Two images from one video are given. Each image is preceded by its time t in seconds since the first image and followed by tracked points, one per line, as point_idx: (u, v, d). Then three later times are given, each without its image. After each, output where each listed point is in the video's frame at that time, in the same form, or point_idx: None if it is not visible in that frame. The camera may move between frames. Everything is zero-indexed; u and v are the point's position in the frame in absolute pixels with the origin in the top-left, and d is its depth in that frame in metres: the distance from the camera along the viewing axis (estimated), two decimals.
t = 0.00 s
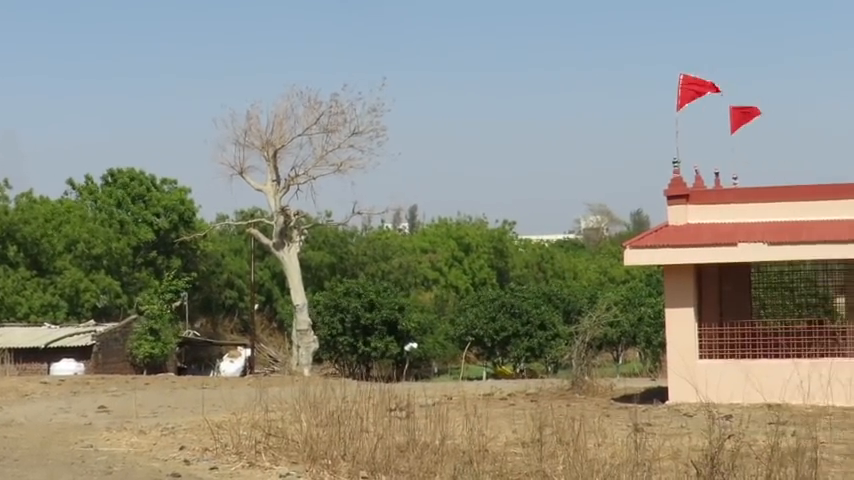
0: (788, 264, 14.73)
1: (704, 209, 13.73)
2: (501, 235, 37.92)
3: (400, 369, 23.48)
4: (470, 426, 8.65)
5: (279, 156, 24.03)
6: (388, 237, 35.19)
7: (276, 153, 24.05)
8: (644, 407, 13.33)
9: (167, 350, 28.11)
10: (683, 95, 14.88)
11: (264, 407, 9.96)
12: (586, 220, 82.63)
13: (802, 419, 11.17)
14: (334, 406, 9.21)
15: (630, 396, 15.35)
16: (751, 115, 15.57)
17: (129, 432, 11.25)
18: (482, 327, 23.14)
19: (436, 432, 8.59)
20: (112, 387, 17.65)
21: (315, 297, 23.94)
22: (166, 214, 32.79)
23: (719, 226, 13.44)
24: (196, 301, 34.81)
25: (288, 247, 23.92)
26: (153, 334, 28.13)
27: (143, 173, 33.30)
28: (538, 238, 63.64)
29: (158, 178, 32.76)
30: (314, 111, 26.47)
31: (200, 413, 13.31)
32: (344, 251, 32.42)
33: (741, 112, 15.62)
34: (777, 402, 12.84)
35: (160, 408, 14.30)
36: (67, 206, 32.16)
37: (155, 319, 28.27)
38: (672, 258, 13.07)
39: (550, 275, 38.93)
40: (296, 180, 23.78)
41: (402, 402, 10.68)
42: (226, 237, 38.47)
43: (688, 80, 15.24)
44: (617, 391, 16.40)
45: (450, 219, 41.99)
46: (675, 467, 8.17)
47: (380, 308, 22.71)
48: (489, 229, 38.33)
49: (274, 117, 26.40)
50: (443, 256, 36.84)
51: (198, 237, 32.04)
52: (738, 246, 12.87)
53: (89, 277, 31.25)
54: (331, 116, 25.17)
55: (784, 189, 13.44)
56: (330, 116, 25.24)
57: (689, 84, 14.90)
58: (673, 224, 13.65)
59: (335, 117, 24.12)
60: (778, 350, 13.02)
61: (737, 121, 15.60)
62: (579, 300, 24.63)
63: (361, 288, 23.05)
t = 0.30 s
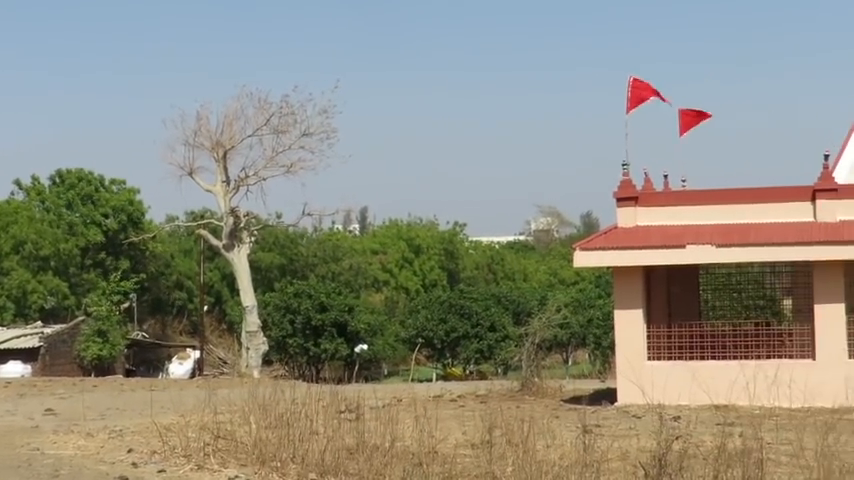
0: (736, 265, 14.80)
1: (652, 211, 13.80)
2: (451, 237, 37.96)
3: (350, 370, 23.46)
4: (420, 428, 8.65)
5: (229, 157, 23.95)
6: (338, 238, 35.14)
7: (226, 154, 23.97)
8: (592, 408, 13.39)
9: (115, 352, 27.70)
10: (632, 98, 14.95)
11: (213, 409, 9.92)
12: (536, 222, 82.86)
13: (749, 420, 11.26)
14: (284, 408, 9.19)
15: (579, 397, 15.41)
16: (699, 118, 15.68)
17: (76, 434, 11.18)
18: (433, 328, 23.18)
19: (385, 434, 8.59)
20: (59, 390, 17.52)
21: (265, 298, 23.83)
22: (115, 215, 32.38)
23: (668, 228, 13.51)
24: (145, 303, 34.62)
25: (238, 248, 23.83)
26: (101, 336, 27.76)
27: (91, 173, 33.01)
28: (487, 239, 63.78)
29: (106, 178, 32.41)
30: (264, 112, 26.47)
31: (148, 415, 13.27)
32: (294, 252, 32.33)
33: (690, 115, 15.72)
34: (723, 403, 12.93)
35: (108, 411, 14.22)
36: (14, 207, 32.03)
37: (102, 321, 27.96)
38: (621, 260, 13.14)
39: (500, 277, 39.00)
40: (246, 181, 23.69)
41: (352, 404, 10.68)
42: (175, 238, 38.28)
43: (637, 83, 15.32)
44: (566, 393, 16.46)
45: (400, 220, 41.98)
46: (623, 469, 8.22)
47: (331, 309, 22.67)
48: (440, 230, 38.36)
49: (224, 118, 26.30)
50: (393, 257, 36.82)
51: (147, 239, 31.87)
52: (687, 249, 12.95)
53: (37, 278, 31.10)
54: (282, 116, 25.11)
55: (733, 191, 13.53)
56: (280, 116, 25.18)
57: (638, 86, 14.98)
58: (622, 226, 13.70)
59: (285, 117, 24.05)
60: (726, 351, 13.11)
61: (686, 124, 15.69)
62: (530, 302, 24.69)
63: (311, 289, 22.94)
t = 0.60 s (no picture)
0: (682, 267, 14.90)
1: (598, 213, 13.84)
2: (398, 239, 37.95)
3: (297, 374, 23.42)
4: (366, 431, 8.63)
5: (174, 159, 23.84)
6: (285, 241, 35.04)
7: (171, 156, 23.85)
8: (539, 410, 13.42)
9: (59, 356, 27.52)
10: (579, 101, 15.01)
11: (159, 413, 9.88)
12: (483, 224, 83.00)
13: (694, 421, 11.33)
14: (230, 411, 9.16)
15: (525, 400, 15.44)
16: (644, 121, 15.77)
17: (19, 439, 11.08)
18: (379, 331, 23.12)
19: (332, 437, 8.57)
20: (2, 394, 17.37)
21: (212, 301, 23.70)
22: (59, 218, 32.08)
23: (613, 230, 13.58)
24: (90, 306, 34.37)
25: (183, 250, 23.71)
26: (45, 340, 27.50)
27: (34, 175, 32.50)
28: (434, 242, 63.87)
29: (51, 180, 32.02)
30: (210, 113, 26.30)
31: (93, 419, 13.17)
32: (241, 255, 32.19)
33: (635, 119, 15.80)
34: (669, 404, 13.01)
35: (52, 415, 14.10)
36: None
37: (46, 325, 27.64)
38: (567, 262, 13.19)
39: (447, 280, 39.08)
40: (192, 183, 23.58)
41: (299, 407, 10.66)
42: (121, 241, 38.05)
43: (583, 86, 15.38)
44: (513, 395, 16.50)
45: (347, 223, 41.97)
46: (569, 470, 8.27)
47: (278, 312, 22.61)
48: (386, 233, 38.37)
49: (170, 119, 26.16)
50: (340, 260, 36.77)
51: (92, 241, 31.61)
52: (632, 250, 13.02)
53: None
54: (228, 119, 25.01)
55: (678, 193, 13.60)
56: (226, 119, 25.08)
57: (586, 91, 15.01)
58: (568, 229, 13.76)
59: (231, 119, 23.96)
60: (672, 353, 13.20)
61: (631, 127, 15.78)
62: (477, 304, 24.73)
63: (258, 292, 22.93)
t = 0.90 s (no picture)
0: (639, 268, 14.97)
1: (555, 214, 13.87)
2: (356, 241, 37.91)
3: (254, 375, 23.38)
4: (324, 433, 8.63)
5: (130, 161, 23.72)
6: (242, 243, 34.93)
7: (126, 157, 23.74)
8: (496, 411, 13.45)
9: (14, 358, 27.36)
10: (535, 103, 15.06)
11: (115, 415, 9.84)
12: (440, 225, 83.02)
13: (649, 422, 11.39)
14: (186, 413, 9.14)
15: (483, 400, 15.47)
16: (600, 122, 15.84)
17: None
18: (337, 331, 23.06)
19: (289, 438, 8.57)
20: None
21: (168, 303, 23.57)
22: (14, 220, 31.32)
23: (570, 231, 13.61)
24: (45, 308, 34.17)
25: (139, 252, 23.58)
26: None
27: None
28: (391, 243, 63.87)
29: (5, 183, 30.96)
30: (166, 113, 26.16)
31: (48, 422, 13.09)
32: (197, 257, 32.05)
33: (591, 120, 15.87)
34: (624, 404, 13.06)
35: (7, 418, 14.01)
36: None
37: None
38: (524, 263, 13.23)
39: (405, 281, 39.10)
40: (147, 185, 23.46)
41: (256, 409, 10.63)
42: (76, 243, 37.82)
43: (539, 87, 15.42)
44: (470, 396, 16.53)
45: (304, 224, 41.90)
46: (527, 471, 8.30)
47: (235, 314, 22.55)
48: (343, 234, 38.33)
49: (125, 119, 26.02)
50: (297, 262, 36.67)
51: (47, 243, 31.39)
52: (588, 251, 13.06)
53: None
54: (184, 120, 24.90)
55: (634, 194, 13.65)
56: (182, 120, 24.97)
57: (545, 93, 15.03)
58: (524, 230, 13.79)
59: (186, 120, 23.86)
60: (628, 353, 13.27)
61: (587, 128, 15.84)
62: (434, 306, 24.73)
63: (215, 294, 22.81)
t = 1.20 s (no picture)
0: (600, 267, 15.01)
1: (516, 213, 13.90)
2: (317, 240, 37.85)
3: (215, 375, 23.35)
4: (285, 433, 8.60)
5: (89, 160, 23.59)
6: (202, 242, 34.79)
7: (86, 157, 23.61)
8: (457, 409, 13.46)
9: None
10: (496, 101, 15.08)
11: (74, 417, 9.77)
12: (401, 224, 82.99)
13: (610, 419, 11.43)
14: (145, 414, 9.10)
15: (444, 399, 15.47)
16: (561, 121, 15.87)
17: None
18: (299, 331, 23.00)
19: (249, 439, 8.54)
20: None
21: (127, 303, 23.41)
22: None
23: (531, 230, 13.64)
24: (4, 309, 33.93)
25: (99, 252, 23.43)
26: None
27: None
28: (353, 243, 63.77)
29: None
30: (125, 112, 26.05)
31: (7, 423, 13.00)
32: (158, 256, 31.92)
33: (552, 118, 15.90)
34: (583, 403, 13.10)
35: None
36: None
37: None
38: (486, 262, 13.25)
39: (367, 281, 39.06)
40: (107, 184, 23.34)
41: (216, 409, 10.60)
42: (35, 243, 37.57)
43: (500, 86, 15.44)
44: (432, 394, 16.53)
45: (265, 224, 41.79)
46: (488, 469, 8.30)
47: (193, 315, 22.48)
48: (305, 234, 38.25)
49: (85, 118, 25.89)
50: (259, 261, 36.53)
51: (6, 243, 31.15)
52: (549, 249, 13.08)
53: None
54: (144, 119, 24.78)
55: (594, 193, 13.68)
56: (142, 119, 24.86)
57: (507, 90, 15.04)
58: (485, 229, 13.80)
59: (146, 120, 23.75)
60: (589, 352, 13.30)
61: (548, 127, 15.88)
62: (396, 305, 24.68)
63: (174, 294, 22.71)
